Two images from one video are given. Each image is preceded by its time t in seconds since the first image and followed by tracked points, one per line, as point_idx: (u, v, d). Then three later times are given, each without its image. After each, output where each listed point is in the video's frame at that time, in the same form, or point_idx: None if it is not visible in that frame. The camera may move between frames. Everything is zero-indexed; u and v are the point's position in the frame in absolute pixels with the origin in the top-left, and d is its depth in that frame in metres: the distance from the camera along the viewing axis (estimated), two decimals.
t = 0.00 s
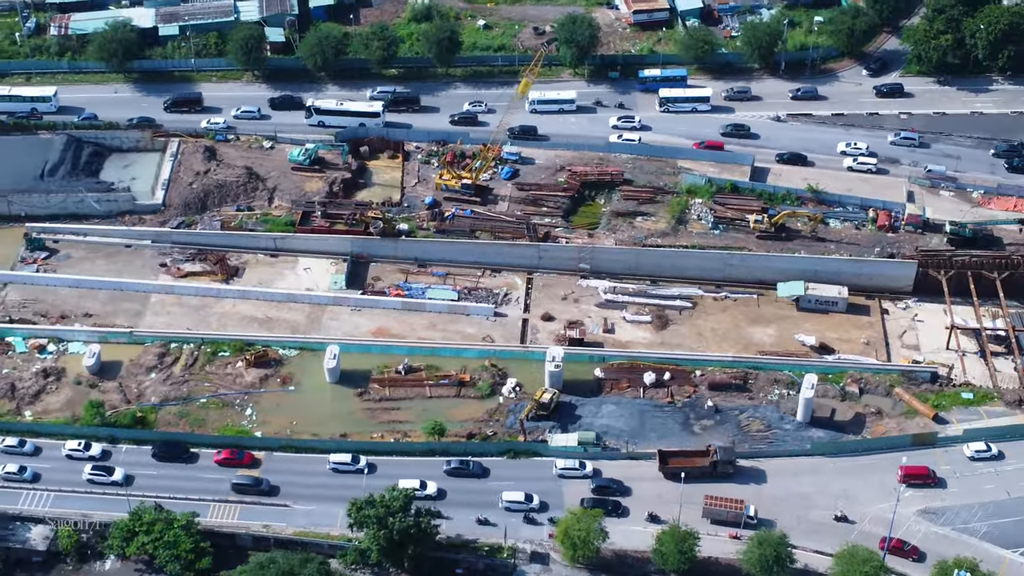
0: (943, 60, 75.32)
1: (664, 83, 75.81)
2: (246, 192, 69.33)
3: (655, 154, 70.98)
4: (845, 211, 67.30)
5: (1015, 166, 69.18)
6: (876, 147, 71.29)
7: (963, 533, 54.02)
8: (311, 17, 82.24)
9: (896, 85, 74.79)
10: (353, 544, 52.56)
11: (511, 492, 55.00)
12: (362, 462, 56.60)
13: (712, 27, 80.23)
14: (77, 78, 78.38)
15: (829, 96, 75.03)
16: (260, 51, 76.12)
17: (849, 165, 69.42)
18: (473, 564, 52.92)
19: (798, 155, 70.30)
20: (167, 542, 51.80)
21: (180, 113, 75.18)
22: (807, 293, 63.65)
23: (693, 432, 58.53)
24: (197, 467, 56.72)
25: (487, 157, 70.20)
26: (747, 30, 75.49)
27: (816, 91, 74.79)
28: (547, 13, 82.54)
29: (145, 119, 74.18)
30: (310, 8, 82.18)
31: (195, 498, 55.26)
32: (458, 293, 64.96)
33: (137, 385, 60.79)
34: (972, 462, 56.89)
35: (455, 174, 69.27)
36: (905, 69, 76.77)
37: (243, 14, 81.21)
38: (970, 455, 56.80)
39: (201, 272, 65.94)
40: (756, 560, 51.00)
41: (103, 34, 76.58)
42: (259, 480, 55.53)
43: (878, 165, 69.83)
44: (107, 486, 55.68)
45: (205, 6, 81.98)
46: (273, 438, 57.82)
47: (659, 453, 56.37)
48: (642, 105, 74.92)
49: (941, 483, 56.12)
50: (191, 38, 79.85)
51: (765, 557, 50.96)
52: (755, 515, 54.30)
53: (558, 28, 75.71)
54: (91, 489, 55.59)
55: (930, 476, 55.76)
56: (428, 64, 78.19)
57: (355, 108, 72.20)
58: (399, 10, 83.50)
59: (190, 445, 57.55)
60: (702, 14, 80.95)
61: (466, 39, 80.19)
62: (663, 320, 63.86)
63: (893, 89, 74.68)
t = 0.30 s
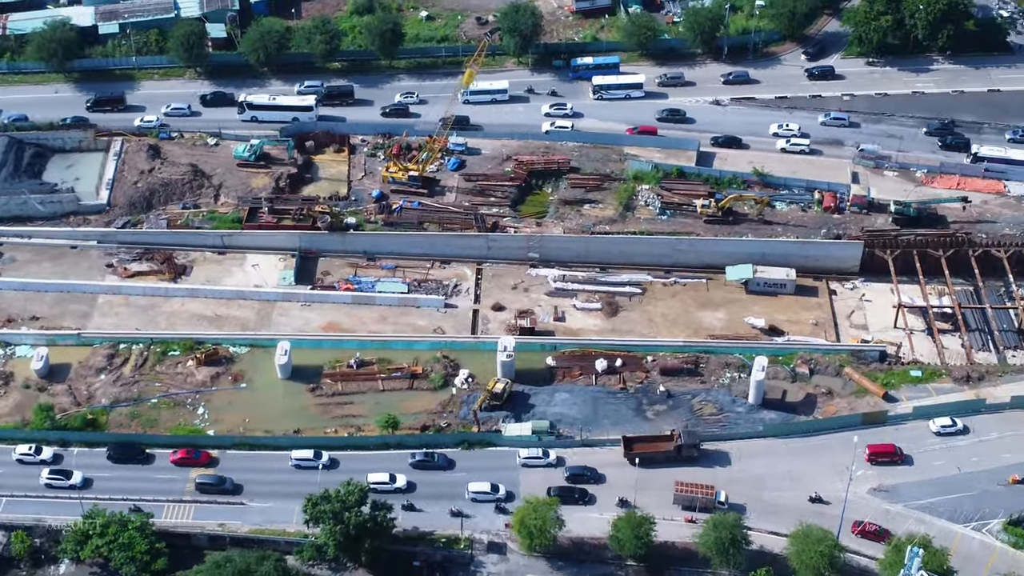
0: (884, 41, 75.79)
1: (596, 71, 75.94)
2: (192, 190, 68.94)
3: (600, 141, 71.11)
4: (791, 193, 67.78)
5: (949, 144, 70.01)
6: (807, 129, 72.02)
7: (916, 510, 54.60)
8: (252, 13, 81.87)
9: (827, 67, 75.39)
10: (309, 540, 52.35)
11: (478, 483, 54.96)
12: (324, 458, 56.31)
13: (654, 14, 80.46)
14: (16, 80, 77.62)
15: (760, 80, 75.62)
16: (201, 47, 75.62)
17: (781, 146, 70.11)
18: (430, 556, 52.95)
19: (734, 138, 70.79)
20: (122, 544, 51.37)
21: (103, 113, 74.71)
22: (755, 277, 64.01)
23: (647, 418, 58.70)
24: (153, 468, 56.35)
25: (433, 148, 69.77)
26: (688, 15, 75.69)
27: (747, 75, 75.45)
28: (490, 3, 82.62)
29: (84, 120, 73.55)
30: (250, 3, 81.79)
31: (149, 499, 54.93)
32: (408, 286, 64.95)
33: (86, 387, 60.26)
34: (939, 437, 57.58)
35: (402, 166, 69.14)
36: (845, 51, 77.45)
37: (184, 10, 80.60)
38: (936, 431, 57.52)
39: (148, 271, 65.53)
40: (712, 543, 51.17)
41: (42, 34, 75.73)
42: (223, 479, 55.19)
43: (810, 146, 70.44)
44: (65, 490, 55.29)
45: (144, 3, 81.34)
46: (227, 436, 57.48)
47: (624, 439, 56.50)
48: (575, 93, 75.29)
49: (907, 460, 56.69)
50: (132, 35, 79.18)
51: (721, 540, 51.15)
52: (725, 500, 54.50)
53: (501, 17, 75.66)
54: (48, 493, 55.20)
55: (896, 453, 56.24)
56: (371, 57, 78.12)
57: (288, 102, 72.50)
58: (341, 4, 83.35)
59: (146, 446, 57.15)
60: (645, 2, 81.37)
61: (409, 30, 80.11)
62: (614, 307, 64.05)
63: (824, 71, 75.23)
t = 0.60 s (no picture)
0: (827, 29, 77.26)
1: (530, 66, 76.37)
2: (138, 195, 68.61)
3: (547, 136, 71.48)
4: (738, 182, 68.07)
5: (883, 129, 70.67)
6: (742, 116, 72.49)
7: (870, 494, 54.99)
8: (193, 15, 81.57)
9: (759, 58, 75.98)
10: (267, 543, 52.07)
11: (445, 481, 54.84)
12: (287, 460, 55.96)
13: (598, 7, 80.98)
14: None
15: (692, 71, 76.14)
16: (143, 51, 75.36)
17: (716, 135, 70.40)
18: (389, 555, 52.67)
19: (671, 129, 71.12)
20: (78, 552, 50.50)
21: (25, 120, 74.04)
22: (705, 267, 64.26)
23: (601, 411, 58.75)
24: (111, 476, 55.76)
25: (381, 147, 69.85)
26: (632, 8, 76.09)
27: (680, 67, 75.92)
28: None
29: (23, 129, 72.81)
30: (192, 5, 81.54)
31: (103, 507, 54.21)
32: (359, 285, 64.81)
33: (36, 397, 59.57)
34: (905, 420, 58.09)
35: (349, 166, 69.03)
36: (789, 40, 78.45)
37: (125, 14, 80.13)
38: (904, 414, 58.00)
39: (96, 278, 65.02)
40: (669, 533, 51.26)
41: None
42: (188, 484, 54.62)
43: (744, 134, 70.93)
44: (24, 501, 54.50)
45: (84, 7, 80.81)
46: (181, 442, 57.03)
47: (589, 431, 56.48)
48: (511, 88, 75.37)
49: (874, 444, 57.11)
50: (72, 40, 78.50)
51: (678, 530, 51.23)
52: (698, 492, 54.57)
53: (444, 14, 75.59)
54: (5, 504, 54.43)
55: (864, 438, 56.64)
56: (315, 57, 78.19)
57: (222, 103, 72.17)
58: (284, 4, 83.35)
59: (103, 454, 56.54)
60: None
61: (353, 29, 80.20)
62: (565, 301, 64.15)
63: (757, 62, 75.79)
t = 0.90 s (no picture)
0: (773, 24, 78.34)
1: (469, 69, 76.70)
2: (88, 206, 68.18)
3: (498, 137, 71.63)
4: (689, 179, 68.43)
5: (821, 123, 71.30)
6: (678, 112, 73.11)
7: (828, 486, 55.22)
8: (139, 23, 81.43)
9: (697, 55, 76.62)
10: (226, 553, 51.09)
11: (416, 483, 54.66)
12: (255, 467, 55.73)
13: (545, 6, 81.61)
14: None
15: (629, 69, 76.85)
16: (89, 60, 74.79)
17: (655, 131, 70.97)
18: (349, 561, 52.32)
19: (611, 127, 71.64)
20: (36, 567, 49.66)
21: None
22: (658, 264, 64.50)
23: (559, 410, 58.74)
24: (71, 488, 55.19)
25: (330, 152, 69.82)
26: (580, 7, 76.65)
27: (617, 66, 76.51)
28: (380, 3, 83.52)
29: None
30: (137, 13, 81.45)
31: (60, 521, 53.53)
32: (313, 291, 64.63)
33: None
34: (874, 408, 58.57)
35: (300, 171, 68.85)
36: (736, 36, 79.15)
37: (69, 24, 79.55)
38: (873, 403, 58.44)
39: (47, 290, 64.46)
40: (629, 530, 51.24)
41: None
42: (158, 494, 54.07)
43: (683, 130, 71.45)
44: None
45: (28, 18, 80.06)
46: (137, 453, 56.57)
47: (556, 429, 56.54)
48: (449, 92, 75.62)
49: (846, 433, 57.54)
50: (17, 50, 77.85)
51: (638, 526, 51.20)
52: (675, 490, 54.62)
53: (392, 17, 75.97)
54: None
55: (835, 428, 56.98)
56: (263, 63, 78.18)
57: (158, 112, 71.91)
58: (230, 10, 83.57)
59: (63, 467, 56.05)
60: None
61: (300, 34, 80.48)
62: (520, 302, 64.24)
63: (694, 59, 76.46)
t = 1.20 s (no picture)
0: (729, 21, 78.68)
1: (416, 72, 76.73)
2: (45, 216, 67.76)
3: (458, 138, 71.71)
4: (649, 177, 68.62)
5: (769, 118, 71.74)
6: (624, 109, 73.44)
7: (793, 480, 55.40)
8: (94, 30, 81.09)
9: (644, 55, 76.86)
10: (193, 561, 50.80)
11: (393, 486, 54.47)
12: (229, 473, 55.28)
13: (501, 8, 82.16)
14: None
15: (583, 69, 77.09)
16: (44, 69, 74.35)
17: (603, 130, 71.23)
18: (318, 566, 52.02)
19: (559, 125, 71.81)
20: None
21: None
22: (620, 262, 64.65)
23: (524, 410, 58.72)
24: (40, 500, 54.70)
25: (290, 156, 69.95)
26: (536, 8, 76.96)
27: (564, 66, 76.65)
28: (336, 6, 83.74)
29: None
30: (92, 20, 81.10)
31: (25, 534, 52.95)
32: (275, 296, 64.45)
33: None
34: (851, 399, 58.99)
35: (259, 177, 68.81)
36: (693, 33, 79.73)
37: (23, 32, 78.75)
38: (850, 394, 58.87)
39: (6, 301, 63.98)
40: (597, 528, 51.33)
41: None
42: (136, 503, 53.61)
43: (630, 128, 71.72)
44: None
45: None
46: (101, 463, 56.15)
47: (532, 427, 56.57)
48: (396, 95, 75.53)
49: (826, 425, 57.89)
50: None
51: (606, 525, 51.30)
52: (659, 489, 54.61)
53: (349, 20, 75.98)
54: None
55: (816, 420, 57.30)
56: (220, 69, 77.99)
57: (104, 120, 71.54)
58: (185, 16, 83.45)
59: (31, 479, 55.59)
60: None
61: (257, 39, 80.49)
62: (483, 303, 64.23)
63: (641, 58, 76.64)
